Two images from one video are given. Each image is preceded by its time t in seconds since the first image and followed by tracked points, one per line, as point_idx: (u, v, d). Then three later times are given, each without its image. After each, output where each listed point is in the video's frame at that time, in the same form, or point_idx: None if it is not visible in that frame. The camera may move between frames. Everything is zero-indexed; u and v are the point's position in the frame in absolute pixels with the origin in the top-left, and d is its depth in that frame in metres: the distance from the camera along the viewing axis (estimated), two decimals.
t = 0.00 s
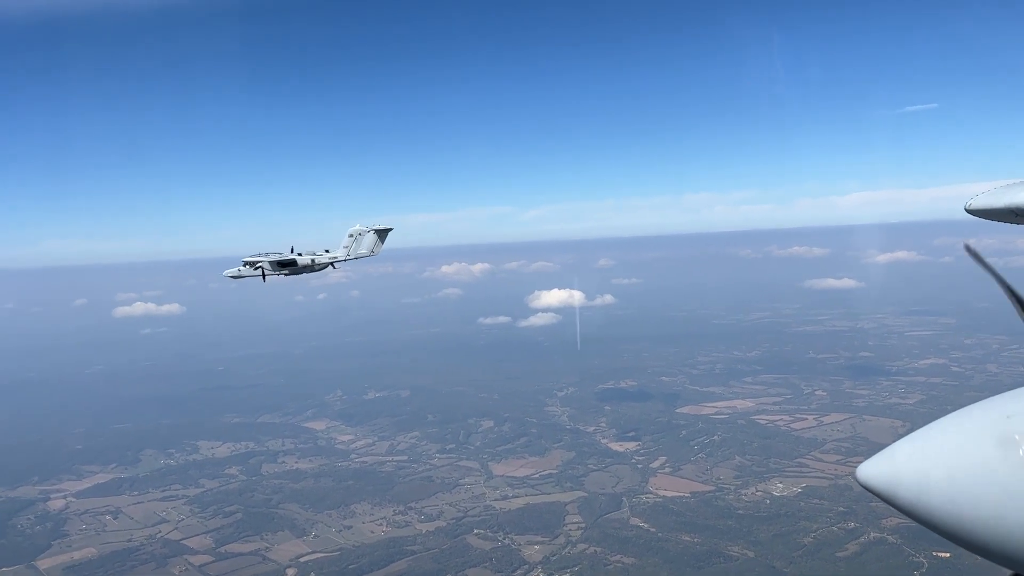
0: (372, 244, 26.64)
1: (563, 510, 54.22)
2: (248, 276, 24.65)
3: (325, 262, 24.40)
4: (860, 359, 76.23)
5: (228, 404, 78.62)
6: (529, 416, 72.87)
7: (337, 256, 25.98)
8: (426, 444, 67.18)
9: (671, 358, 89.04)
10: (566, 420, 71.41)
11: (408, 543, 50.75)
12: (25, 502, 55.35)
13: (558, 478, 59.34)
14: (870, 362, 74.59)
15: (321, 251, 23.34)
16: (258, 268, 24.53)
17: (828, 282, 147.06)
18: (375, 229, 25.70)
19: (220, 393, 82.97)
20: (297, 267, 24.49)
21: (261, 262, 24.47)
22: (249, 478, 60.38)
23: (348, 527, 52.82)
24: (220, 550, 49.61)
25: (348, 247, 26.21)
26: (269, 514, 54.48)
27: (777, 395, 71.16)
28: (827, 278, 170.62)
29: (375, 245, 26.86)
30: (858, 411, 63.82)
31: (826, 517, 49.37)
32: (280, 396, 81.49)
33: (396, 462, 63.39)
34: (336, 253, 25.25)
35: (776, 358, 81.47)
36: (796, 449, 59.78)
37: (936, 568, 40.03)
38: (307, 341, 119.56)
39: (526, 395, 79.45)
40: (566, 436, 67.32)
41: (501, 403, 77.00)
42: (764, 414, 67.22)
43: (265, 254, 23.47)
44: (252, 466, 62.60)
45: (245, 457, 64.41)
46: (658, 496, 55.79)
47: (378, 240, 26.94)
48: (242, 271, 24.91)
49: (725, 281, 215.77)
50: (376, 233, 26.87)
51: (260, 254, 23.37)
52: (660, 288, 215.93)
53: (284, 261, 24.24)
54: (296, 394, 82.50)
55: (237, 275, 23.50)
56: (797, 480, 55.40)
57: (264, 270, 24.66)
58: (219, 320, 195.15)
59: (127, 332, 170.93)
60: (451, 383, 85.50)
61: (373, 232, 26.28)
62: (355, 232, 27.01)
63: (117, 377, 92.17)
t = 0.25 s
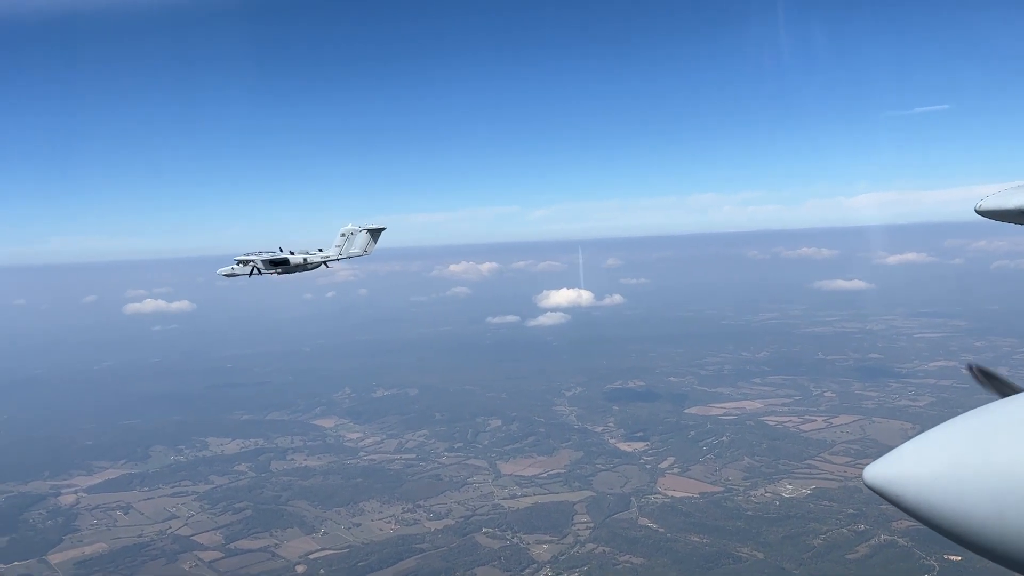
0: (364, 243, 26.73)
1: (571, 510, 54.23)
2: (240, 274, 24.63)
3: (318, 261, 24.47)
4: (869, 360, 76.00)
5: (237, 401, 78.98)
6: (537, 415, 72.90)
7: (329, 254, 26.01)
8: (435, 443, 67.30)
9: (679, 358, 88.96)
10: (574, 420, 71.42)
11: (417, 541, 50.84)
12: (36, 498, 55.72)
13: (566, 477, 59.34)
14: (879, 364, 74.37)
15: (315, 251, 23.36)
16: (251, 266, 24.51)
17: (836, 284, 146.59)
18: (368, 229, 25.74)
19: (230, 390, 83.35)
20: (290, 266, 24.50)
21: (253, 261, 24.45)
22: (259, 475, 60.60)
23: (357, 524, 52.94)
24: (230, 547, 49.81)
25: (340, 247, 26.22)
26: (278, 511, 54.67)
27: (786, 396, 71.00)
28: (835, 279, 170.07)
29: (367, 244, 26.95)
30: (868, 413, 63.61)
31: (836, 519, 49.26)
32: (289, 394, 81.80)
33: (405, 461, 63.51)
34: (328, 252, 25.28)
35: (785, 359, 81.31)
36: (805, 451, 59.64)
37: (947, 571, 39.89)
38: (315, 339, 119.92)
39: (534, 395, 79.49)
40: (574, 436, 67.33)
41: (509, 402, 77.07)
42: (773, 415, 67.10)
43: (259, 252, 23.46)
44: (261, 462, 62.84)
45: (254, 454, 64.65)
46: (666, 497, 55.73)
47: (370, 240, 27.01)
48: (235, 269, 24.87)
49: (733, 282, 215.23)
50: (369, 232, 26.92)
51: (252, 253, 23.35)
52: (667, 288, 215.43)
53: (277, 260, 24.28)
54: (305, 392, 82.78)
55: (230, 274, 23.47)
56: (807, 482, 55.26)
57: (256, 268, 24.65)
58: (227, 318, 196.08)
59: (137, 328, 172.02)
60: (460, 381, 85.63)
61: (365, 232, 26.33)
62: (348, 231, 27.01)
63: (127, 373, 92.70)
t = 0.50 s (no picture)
0: (359, 241, 26.65)
1: (586, 509, 54.07)
2: (236, 270, 24.51)
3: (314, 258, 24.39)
4: (886, 362, 75.32)
5: (251, 397, 79.28)
6: (551, 414, 72.71)
7: (324, 252, 25.94)
8: (448, 441, 67.27)
9: (693, 358, 88.52)
10: (588, 419, 71.22)
11: (431, 539, 50.79)
12: (54, 491, 56.19)
13: (580, 476, 59.16)
14: (896, 366, 73.67)
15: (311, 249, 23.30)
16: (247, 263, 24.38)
17: (850, 285, 145.38)
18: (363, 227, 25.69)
19: (244, 386, 83.64)
20: (285, 263, 24.42)
21: (249, 257, 24.35)
22: (274, 471, 60.79)
23: (371, 521, 52.99)
24: (245, 542, 49.97)
25: (335, 244, 26.10)
26: (293, 507, 54.81)
27: (801, 398, 70.53)
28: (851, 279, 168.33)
29: (362, 242, 26.90)
30: (885, 415, 63.04)
31: (854, 522, 48.86)
32: (303, 390, 81.99)
33: (419, 458, 63.49)
34: (323, 250, 25.22)
35: (801, 360, 80.74)
36: (821, 453, 59.20)
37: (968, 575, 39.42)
38: (328, 336, 120.16)
39: (547, 393, 79.36)
40: (588, 435, 67.15)
41: (522, 401, 76.92)
42: (788, 416, 66.66)
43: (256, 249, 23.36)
44: (276, 459, 63.04)
45: (269, 450, 64.86)
46: (681, 497, 55.47)
47: (366, 238, 26.96)
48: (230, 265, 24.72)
49: (744, 282, 213.65)
50: (365, 230, 26.87)
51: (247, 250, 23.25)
52: (678, 288, 214.23)
53: (272, 257, 24.19)
54: (319, 388, 82.94)
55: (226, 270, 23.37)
56: (823, 484, 54.84)
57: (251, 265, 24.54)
58: (240, 314, 196.77)
59: (151, 324, 173.00)
60: (473, 380, 85.56)
61: (361, 230, 26.30)
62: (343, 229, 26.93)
63: (141, 368, 93.18)
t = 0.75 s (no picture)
0: (357, 239, 26.65)
1: (600, 508, 53.95)
2: (235, 267, 24.43)
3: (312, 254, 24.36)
4: (903, 363, 74.67)
5: (267, 393, 79.78)
6: (565, 413, 72.63)
7: (322, 249, 25.91)
8: (463, 438, 67.34)
9: (708, 358, 88.14)
10: (602, 418, 71.10)
11: (447, 536, 50.83)
12: (73, 485, 56.74)
13: (595, 475, 59.04)
14: (914, 367, 73.01)
15: (310, 245, 23.25)
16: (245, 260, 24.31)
17: (866, 286, 143.92)
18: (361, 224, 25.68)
19: (260, 383, 84.15)
20: (284, 260, 24.35)
21: (247, 254, 24.27)
22: (290, 467, 61.08)
23: (387, 518, 53.12)
24: (261, 537, 50.22)
25: (332, 241, 26.04)
26: (309, 503, 55.02)
27: (818, 398, 70.08)
28: (867, 279, 166.89)
29: (360, 239, 26.87)
30: (902, 416, 62.47)
31: (871, 524, 48.47)
32: (318, 387, 82.38)
33: (434, 456, 63.57)
34: (322, 247, 25.19)
35: (817, 361, 80.25)
36: (838, 454, 58.78)
37: None
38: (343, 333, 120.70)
39: (562, 392, 79.23)
40: (603, 434, 67.03)
41: (537, 399, 76.90)
42: (804, 417, 66.26)
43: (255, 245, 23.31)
44: (292, 455, 63.34)
45: (284, 446, 65.14)
46: (697, 497, 55.23)
47: (364, 235, 26.95)
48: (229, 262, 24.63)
49: (758, 282, 211.94)
50: (363, 228, 26.86)
51: (246, 246, 23.17)
52: (692, 288, 212.93)
53: (271, 254, 24.13)
54: (334, 385, 83.28)
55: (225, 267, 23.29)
56: (840, 485, 54.43)
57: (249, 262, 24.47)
58: (255, 311, 198.00)
59: (169, 320, 174.47)
60: (487, 378, 85.62)
61: (359, 227, 26.29)
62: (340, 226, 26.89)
63: (159, 364, 93.92)
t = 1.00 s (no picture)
0: (357, 234, 26.50)
1: (619, 507, 53.77)
2: (234, 261, 24.21)
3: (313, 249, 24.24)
4: (925, 364, 73.82)
5: (286, 388, 80.35)
6: (583, 410, 72.50)
7: (321, 245, 25.74)
8: (480, 435, 67.44)
9: (726, 357, 87.64)
10: (620, 416, 70.92)
11: (465, 532, 50.89)
12: (95, 477, 57.44)
13: (613, 473, 58.87)
14: (935, 368, 72.14)
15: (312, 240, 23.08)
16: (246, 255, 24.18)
17: (886, 285, 142.13)
18: (362, 220, 25.48)
19: (278, 378, 84.72)
20: (283, 255, 24.21)
21: (247, 248, 24.04)
22: (309, 461, 61.45)
23: (405, 513, 53.29)
24: (281, 531, 50.54)
25: (332, 237, 25.89)
26: (328, 498, 55.31)
27: (838, 398, 69.51)
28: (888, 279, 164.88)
29: (360, 235, 26.73)
30: (924, 417, 61.73)
31: (893, 525, 47.95)
32: (337, 383, 82.81)
33: (452, 452, 63.70)
34: (321, 242, 24.99)
35: (837, 360, 79.59)
36: (859, 454, 58.21)
37: None
38: (361, 329, 121.20)
39: (580, 390, 79.10)
40: (621, 432, 66.87)
41: (554, 397, 76.87)
42: (824, 416, 65.77)
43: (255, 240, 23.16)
44: (311, 449, 63.74)
45: (303, 441, 65.54)
46: (716, 496, 54.90)
47: (363, 231, 26.78)
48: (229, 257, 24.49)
49: (774, 281, 209.80)
50: (363, 224, 26.69)
51: (246, 241, 22.95)
52: (709, 286, 211.54)
53: (271, 248, 24.00)
54: (352, 381, 83.64)
55: (226, 261, 23.08)
56: (861, 486, 53.88)
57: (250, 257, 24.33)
58: (272, 307, 199.23)
59: (187, 314, 176.01)
60: (504, 375, 85.66)
61: (359, 223, 26.13)
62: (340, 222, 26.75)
63: (179, 358, 94.77)
